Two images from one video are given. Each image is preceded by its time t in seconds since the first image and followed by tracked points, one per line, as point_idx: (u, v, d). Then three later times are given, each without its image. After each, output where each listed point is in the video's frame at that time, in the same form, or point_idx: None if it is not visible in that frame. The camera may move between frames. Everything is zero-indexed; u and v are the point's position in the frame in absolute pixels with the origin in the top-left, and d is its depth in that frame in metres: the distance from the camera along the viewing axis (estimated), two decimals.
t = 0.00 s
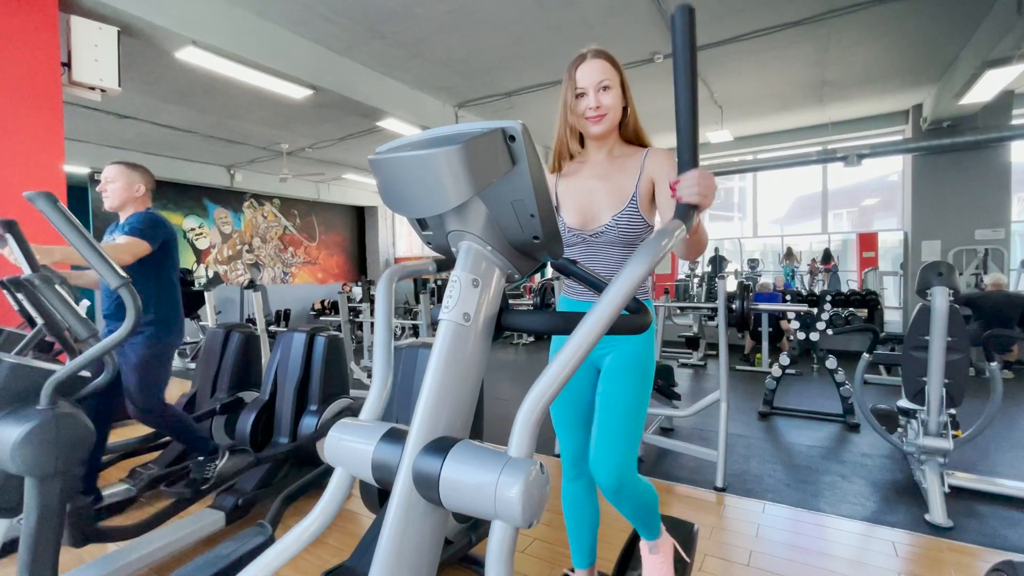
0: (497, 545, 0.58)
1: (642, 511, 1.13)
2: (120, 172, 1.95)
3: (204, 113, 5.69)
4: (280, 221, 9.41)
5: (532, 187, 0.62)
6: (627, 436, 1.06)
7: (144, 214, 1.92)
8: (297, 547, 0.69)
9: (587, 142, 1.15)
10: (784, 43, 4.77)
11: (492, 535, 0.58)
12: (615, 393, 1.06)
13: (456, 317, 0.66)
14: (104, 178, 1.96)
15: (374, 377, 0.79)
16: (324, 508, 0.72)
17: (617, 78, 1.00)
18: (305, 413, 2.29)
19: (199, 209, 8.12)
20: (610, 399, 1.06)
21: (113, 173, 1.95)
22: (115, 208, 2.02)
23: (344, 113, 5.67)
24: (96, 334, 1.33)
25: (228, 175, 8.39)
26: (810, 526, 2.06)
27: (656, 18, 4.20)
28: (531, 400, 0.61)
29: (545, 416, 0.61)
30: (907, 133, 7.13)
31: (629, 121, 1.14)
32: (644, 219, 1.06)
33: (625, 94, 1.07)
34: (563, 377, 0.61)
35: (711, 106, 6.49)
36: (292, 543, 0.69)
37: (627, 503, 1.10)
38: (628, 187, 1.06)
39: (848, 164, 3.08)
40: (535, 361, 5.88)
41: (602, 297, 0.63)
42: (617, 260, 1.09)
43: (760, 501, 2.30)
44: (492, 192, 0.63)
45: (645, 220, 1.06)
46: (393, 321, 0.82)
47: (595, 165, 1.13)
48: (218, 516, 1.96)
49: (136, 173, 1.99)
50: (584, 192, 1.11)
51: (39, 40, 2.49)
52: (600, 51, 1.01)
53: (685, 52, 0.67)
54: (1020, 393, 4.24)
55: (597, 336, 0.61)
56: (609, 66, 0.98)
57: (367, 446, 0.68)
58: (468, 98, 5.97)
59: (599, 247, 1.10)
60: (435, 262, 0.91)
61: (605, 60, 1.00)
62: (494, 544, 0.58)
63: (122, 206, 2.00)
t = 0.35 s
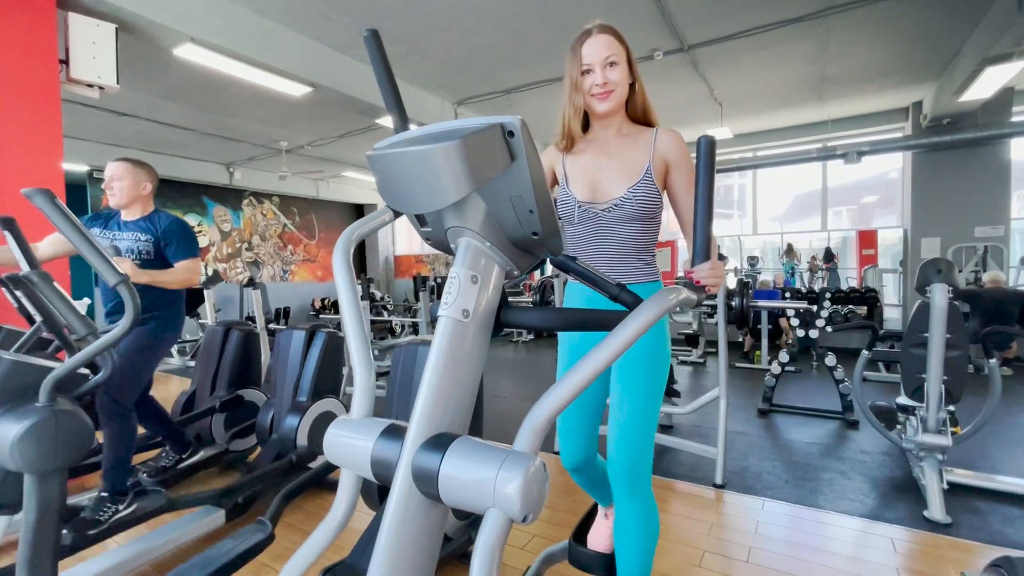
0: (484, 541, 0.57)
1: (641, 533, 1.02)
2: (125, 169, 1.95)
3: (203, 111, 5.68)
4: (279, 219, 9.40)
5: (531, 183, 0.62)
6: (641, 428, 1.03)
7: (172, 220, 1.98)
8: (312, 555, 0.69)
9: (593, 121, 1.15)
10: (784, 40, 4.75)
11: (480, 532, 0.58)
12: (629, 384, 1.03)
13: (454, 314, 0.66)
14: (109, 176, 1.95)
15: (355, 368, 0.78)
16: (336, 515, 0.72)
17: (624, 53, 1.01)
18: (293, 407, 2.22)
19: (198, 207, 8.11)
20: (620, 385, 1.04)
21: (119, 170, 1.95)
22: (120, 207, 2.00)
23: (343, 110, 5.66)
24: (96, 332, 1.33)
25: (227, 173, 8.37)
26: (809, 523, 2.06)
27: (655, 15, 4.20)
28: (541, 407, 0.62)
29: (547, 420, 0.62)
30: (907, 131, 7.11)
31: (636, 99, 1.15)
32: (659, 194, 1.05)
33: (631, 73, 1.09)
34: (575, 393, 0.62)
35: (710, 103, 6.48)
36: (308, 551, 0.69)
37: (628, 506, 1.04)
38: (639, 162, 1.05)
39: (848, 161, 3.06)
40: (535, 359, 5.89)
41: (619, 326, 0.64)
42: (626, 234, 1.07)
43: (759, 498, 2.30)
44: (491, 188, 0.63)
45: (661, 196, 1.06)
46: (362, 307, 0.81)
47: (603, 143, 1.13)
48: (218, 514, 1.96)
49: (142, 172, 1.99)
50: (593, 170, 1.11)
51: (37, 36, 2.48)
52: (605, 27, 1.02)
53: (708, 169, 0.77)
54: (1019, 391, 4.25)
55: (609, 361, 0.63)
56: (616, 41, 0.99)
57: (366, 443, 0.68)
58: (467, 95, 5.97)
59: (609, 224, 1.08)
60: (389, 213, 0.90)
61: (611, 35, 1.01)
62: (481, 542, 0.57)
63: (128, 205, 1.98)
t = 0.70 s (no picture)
0: (500, 537, 0.58)
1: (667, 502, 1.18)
2: (119, 167, 1.94)
3: (202, 109, 5.67)
4: (279, 218, 9.40)
5: (529, 181, 0.62)
6: (653, 424, 1.10)
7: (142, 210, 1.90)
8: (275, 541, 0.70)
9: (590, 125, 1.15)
10: (784, 37, 4.74)
11: (495, 529, 0.59)
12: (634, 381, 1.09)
13: (453, 312, 0.66)
14: (104, 175, 1.95)
15: (379, 376, 0.82)
16: (311, 502, 0.72)
17: (620, 58, 1.00)
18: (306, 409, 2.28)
19: (197, 205, 8.11)
20: (625, 385, 1.10)
21: (113, 169, 1.94)
22: (116, 204, 2.01)
23: (342, 109, 5.66)
24: (96, 330, 1.33)
25: (226, 171, 8.37)
26: (808, 520, 2.07)
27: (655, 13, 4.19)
28: (520, 394, 0.60)
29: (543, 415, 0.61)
30: (907, 128, 7.10)
31: (632, 104, 1.14)
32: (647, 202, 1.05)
33: (629, 77, 1.07)
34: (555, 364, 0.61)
35: (710, 101, 6.47)
36: (273, 535, 0.70)
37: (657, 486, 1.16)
38: (630, 170, 1.06)
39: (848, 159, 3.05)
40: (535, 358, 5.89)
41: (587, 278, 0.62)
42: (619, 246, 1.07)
43: (759, 495, 2.31)
44: (489, 186, 0.63)
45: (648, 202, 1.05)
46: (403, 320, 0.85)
47: (598, 149, 1.14)
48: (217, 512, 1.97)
49: (136, 170, 1.98)
50: (587, 179, 1.12)
51: (35, 35, 2.48)
52: (603, 30, 0.99)
53: None
54: (1019, 388, 4.25)
55: (585, 319, 0.62)
56: (613, 45, 0.97)
57: (364, 440, 0.68)
58: (467, 94, 5.96)
59: (599, 230, 1.07)
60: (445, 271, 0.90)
61: (608, 39, 0.99)
62: (497, 539, 0.58)
63: (122, 203, 1.99)
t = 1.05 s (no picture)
0: (490, 538, 0.58)
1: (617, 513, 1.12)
2: (125, 170, 1.95)
3: (201, 108, 5.66)
4: (278, 217, 9.39)
5: (527, 179, 0.62)
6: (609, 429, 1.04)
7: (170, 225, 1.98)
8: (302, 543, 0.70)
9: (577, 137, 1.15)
10: (784, 35, 4.73)
11: (484, 528, 0.58)
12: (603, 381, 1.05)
13: (452, 311, 0.66)
14: (109, 178, 1.95)
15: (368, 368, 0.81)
16: (329, 498, 0.73)
17: (605, 71, 1.00)
18: (296, 405, 2.25)
19: (197, 205, 8.11)
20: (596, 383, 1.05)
21: (118, 172, 1.95)
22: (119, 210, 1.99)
23: (342, 108, 5.66)
24: (95, 330, 1.33)
25: (226, 171, 8.36)
26: (808, 519, 2.07)
27: (655, 12, 4.19)
28: (531, 397, 0.61)
29: (546, 413, 0.62)
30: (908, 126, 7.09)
31: (619, 115, 1.14)
32: (636, 219, 1.07)
33: (614, 88, 1.07)
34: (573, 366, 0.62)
35: (710, 99, 6.46)
36: (297, 541, 0.70)
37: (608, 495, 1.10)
38: (620, 186, 1.05)
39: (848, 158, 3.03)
40: (535, 357, 5.88)
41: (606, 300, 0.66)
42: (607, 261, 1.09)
43: (758, 494, 2.31)
44: (488, 184, 0.63)
45: (638, 218, 1.07)
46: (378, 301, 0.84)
47: (586, 161, 1.12)
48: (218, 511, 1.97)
49: (142, 174, 2.00)
50: (576, 190, 1.11)
51: (34, 34, 2.47)
52: (588, 44, 1.01)
53: (694, 94, 0.74)
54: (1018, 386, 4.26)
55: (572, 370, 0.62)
56: (597, 59, 0.97)
57: (363, 439, 0.68)
58: (467, 93, 5.96)
59: (592, 247, 1.09)
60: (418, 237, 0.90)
61: (592, 54, 0.99)
62: (486, 537, 0.58)
63: (126, 207, 1.98)
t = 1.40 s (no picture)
0: (486, 541, 0.58)
1: (649, 535, 1.04)
2: (126, 173, 1.95)
3: (201, 109, 5.66)
4: (279, 218, 9.39)
5: (528, 178, 0.62)
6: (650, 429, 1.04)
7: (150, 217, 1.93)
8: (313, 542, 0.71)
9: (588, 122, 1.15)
10: (783, 34, 4.73)
11: (483, 529, 0.58)
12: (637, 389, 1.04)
13: (453, 310, 0.66)
14: (111, 180, 1.96)
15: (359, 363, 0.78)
16: (340, 497, 0.74)
17: (614, 52, 1.00)
18: (303, 410, 2.26)
19: (198, 205, 8.11)
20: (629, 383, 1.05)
21: (120, 174, 1.95)
22: (121, 210, 2.01)
23: (342, 109, 5.66)
24: (96, 331, 1.33)
25: (226, 171, 8.37)
26: (809, 518, 2.07)
27: (654, 11, 4.19)
28: (536, 400, 0.62)
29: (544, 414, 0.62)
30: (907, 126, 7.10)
31: (631, 95, 1.13)
32: (655, 197, 1.05)
33: (627, 68, 1.07)
34: (585, 369, 0.62)
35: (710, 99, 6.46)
36: (307, 541, 0.71)
37: (639, 507, 1.05)
38: (635, 167, 1.05)
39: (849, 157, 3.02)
40: (535, 357, 5.88)
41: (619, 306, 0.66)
42: (625, 244, 1.08)
43: (760, 494, 2.30)
44: (488, 184, 0.63)
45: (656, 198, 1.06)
46: (368, 292, 0.81)
47: (599, 144, 1.13)
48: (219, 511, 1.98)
49: (143, 176, 2.00)
50: (589, 174, 1.10)
51: (34, 35, 2.48)
52: (595, 24, 1.01)
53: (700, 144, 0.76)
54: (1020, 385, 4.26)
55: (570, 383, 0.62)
56: (604, 39, 0.97)
57: (364, 439, 0.69)
58: (467, 93, 5.97)
59: (608, 230, 1.08)
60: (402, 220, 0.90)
61: (600, 33, 0.99)
62: (483, 539, 0.58)
63: (126, 209, 1.99)
